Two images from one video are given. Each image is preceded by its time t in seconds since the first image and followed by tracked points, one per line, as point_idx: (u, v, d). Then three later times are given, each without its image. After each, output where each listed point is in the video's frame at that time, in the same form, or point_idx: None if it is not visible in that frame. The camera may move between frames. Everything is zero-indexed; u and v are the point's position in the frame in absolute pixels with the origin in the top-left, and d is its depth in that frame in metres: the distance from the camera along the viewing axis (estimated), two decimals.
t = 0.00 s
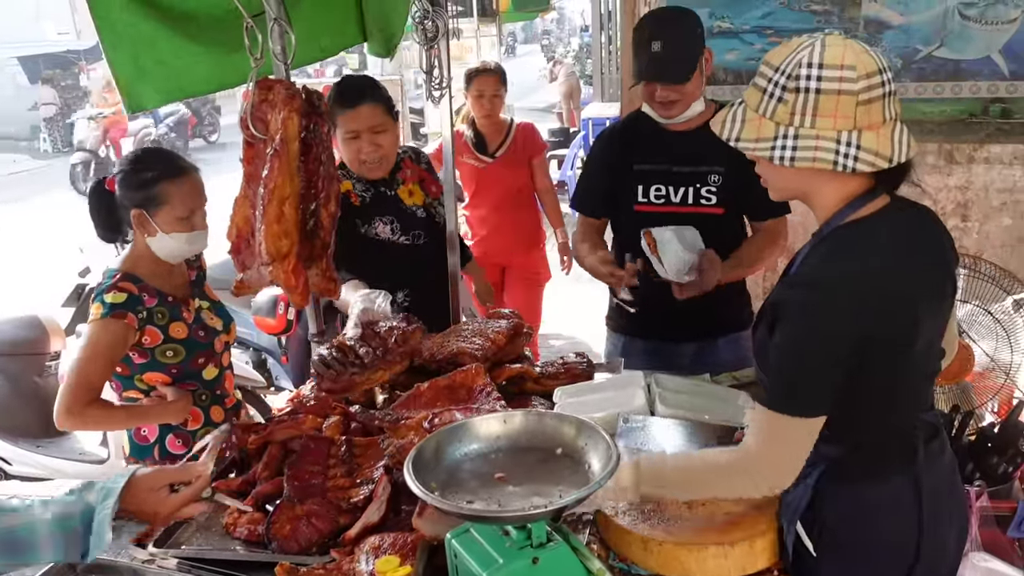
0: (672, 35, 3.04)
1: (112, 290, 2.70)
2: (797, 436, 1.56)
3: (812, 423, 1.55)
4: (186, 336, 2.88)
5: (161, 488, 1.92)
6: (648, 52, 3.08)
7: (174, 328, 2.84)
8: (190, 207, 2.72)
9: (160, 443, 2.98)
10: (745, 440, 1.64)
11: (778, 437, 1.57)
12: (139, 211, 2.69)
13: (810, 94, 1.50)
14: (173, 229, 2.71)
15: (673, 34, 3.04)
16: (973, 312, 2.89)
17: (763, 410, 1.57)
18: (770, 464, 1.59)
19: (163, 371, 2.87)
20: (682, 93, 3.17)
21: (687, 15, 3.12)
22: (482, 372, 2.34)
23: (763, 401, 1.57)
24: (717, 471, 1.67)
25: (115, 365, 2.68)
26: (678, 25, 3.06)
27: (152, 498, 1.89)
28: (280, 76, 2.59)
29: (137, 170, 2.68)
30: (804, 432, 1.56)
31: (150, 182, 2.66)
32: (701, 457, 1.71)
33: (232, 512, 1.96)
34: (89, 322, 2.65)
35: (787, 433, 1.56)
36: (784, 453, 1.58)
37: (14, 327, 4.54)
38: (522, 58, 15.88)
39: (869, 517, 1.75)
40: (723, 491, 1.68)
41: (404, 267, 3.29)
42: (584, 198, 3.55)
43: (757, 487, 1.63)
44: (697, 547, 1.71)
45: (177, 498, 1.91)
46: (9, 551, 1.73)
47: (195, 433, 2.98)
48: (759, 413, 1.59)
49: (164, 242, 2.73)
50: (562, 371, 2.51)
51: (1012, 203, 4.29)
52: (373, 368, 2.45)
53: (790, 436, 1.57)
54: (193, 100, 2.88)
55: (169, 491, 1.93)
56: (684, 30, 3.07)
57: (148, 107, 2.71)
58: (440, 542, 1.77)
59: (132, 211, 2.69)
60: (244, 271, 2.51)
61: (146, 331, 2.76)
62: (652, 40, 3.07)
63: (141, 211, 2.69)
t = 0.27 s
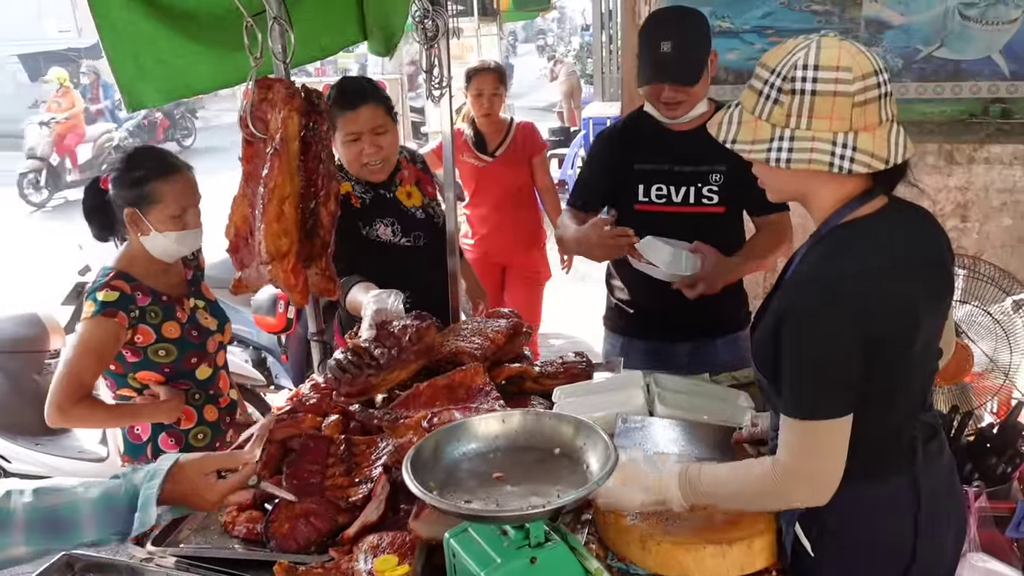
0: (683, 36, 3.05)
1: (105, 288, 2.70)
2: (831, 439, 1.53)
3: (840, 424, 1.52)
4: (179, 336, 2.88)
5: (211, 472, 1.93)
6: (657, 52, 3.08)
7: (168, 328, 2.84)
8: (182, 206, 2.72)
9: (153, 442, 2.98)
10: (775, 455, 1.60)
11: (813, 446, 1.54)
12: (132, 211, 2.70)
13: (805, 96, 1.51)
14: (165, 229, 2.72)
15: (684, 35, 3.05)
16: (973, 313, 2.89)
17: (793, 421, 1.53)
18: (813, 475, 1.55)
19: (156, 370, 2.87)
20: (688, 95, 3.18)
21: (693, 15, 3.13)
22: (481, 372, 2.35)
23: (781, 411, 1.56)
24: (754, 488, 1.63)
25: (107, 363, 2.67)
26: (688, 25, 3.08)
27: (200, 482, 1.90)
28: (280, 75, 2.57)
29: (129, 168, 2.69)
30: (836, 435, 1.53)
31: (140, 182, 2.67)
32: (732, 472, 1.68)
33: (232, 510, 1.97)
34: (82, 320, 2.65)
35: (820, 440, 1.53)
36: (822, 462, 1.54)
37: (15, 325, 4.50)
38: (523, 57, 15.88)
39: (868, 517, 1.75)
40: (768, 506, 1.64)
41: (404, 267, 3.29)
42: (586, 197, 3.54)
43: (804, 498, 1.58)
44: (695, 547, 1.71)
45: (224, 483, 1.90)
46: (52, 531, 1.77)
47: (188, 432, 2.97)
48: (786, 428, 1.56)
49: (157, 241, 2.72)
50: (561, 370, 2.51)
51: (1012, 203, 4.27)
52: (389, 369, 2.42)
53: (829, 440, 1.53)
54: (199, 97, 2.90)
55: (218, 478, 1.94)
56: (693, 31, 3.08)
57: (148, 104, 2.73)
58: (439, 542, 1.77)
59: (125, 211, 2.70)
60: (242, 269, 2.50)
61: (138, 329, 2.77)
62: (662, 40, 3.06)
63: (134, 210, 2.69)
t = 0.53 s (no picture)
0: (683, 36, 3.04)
1: (100, 284, 2.70)
2: (829, 436, 1.53)
3: (837, 422, 1.52)
4: (175, 331, 2.87)
5: (235, 476, 1.89)
6: (659, 52, 3.07)
7: (164, 323, 2.84)
8: (176, 201, 2.72)
9: (152, 437, 2.97)
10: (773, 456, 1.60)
11: (810, 444, 1.54)
12: (128, 207, 2.70)
13: (807, 97, 1.50)
14: (162, 225, 2.72)
15: (684, 35, 3.04)
16: (971, 313, 2.89)
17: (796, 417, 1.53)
18: (811, 472, 1.55)
19: (154, 366, 2.86)
20: (688, 95, 3.17)
21: (693, 15, 3.12)
22: (481, 371, 2.33)
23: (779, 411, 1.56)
24: (753, 490, 1.63)
25: (103, 357, 2.69)
26: (688, 25, 3.07)
27: (225, 485, 1.87)
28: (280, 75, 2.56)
29: (124, 164, 2.69)
30: (834, 433, 1.53)
31: (135, 177, 2.67)
32: (732, 477, 1.68)
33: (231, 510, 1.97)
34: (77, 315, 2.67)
35: (817, 438, 1.53)
36: (821, 459, 1.55)
37: (14, 324, 4.49)
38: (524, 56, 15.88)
39: (867, 517, 1.75)
40: (768, 509, 1.63)
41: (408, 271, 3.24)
42: (585, 196, 3.51)
43: (804, 496, 1.58)
44: (692, 547, 1.71)
45: (249, 488, 1.87)
46: (75, 533, 1.74)
47: (188, 427, 2.96)
48: (782, 428, 1.57)
49: (154, 237, 2.73)
50: (560, 370, 2.52)
51: (1011, 203, 4.27)
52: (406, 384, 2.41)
53: (828, 438, 1.54)
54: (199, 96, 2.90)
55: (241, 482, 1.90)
56: (693, 30, 3.07)
57: (148, 104, 2.73)
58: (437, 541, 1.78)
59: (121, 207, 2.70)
60: (244, 263, 2.50)
61: (134, 324, 2.77)
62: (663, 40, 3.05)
63: (129, 206, 2.69)
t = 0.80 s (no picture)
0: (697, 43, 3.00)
1: (105, 274, 2.70)
2: (826, 434, 1.54)
3: (838, 422, 1.53)
4: (179, 322, 2.87)
5: (246, 491, 1.81)
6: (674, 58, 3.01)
7: (168, 314, 2.84)
8: (175, 193, 2.71)
9: (157, 428, 2.98)
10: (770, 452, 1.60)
11: (807, 441, 1.54)
12: (129, 198, 2.71)
13: (815, 96, 1.50)
14: (162, 216, 2.72)
15: (697, 41, 3.01)
16: (969, 314, 2.89)
17: (793, 417, 1.54)
18: (807, 470, 1.56)
19: (159, 356, 2.87)
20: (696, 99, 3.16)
21: (702, 17, 3.07)
22: (473, 371, 2.27)
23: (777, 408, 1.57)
24: (750, 486, 1.63)
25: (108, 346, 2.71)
26: (699, 30, 3.03)
27: (236, 501, 1.79)
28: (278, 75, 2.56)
29: (126, 155, 2.69)
30: (832, 432, 1.54)
31: (134, 169, 2.67)
32: (731, 475, 1.69)
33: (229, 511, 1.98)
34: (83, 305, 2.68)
35: (813, 436, 1.54)
36: (817, 457, 1.55)
37: (13, 324, 4.46)
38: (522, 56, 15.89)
39: (864, 517, 1.75)
40: (763, 507, 1.63)
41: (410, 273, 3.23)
42: (582, 197, 3.53)
43: (800, 493, 1.58)
44: (689, 548, 1.71)
45: (260, 503, 1.78)
46: (87, 546, 1.74)
47: (191, 418, 2.98)
48: (780, 425, 1.57)
49: (155, 229, 2.73)
50: (557, 371, 2.52)
51: (1009, 205, 4.28)
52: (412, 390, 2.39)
53: (825, 436, 1.54)
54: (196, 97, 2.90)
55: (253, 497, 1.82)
56: (703, 35, 3.03)
57: (147, 104, 2.73)
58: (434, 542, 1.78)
59: (123, 198, 2.71)
60: (244, 262, 2.52)
61: (139, 315, 2.77)
62: (676, 46, 3.00)
63: (131, 197, 2.70)
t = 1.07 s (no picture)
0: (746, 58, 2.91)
1: (111, 271, 2.71)
2: (823, 434, 1.54)
3: (837, 422, 1.54)
4: (185, 319, 2.88)
5: (235, 505, 1.85)
6: (724, 74, 2.91)
7: (173, 311, 2.85)
8: (179, 192, 2.71)
9: (162, 422, 2.97)
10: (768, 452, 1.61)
11: (804, 441, 1.55)
12: (133, 198, 2.71)
13: (828, 96, 1.50)
14: (166, 214, 2.72)
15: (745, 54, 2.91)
16: (966, 315, 2.89)
17: (790, 417, 1.54)
18: (804, 470, 1.56)
19: (164, 352, 2.87)
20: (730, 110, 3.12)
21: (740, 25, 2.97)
22: (475, 380, 2.25)
23: (774, 408, 1.58)
24: (746, 486, 1.64)
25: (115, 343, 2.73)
26: (745, 41, 2.92)
27: (224, 515, 1.83)
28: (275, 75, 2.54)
29: (131, 155, 2.70)
30: (829, 432, 1.54)
31: (139, 169, 2.67)
32: (728, 474, 1.69)
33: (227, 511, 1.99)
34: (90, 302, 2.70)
35: (810, 436, 1.54)
36: (814, 457, 1.56)
37: (12, 323, 4.43)
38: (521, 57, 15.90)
39: (861, 520, 1.76)
40: (759, 506, 1.64)
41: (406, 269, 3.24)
42: (589, 192, 3.52)
43: (797, 493, 1.59)
44: (687, 548, 1.71)
45: (249, 516, 1.82)
46: (77, 560, 1.82)
47: (196, 413, 2.97)
48: (778, 424, 1.58)
49: (159, 226, 2.73)
50: (556, 371, 2.52)
51: (1006, 205, 4.30)
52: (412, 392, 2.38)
53: (822, 436, 1.55)
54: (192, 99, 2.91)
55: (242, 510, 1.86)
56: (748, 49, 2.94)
57: (145, 104, 2.74)
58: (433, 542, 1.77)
59: (127, 198, 2.71)
60: (239, 267, 2.51)
61: (145, 312, 2.78)
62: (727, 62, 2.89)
63: (134, 196, 2.70)
